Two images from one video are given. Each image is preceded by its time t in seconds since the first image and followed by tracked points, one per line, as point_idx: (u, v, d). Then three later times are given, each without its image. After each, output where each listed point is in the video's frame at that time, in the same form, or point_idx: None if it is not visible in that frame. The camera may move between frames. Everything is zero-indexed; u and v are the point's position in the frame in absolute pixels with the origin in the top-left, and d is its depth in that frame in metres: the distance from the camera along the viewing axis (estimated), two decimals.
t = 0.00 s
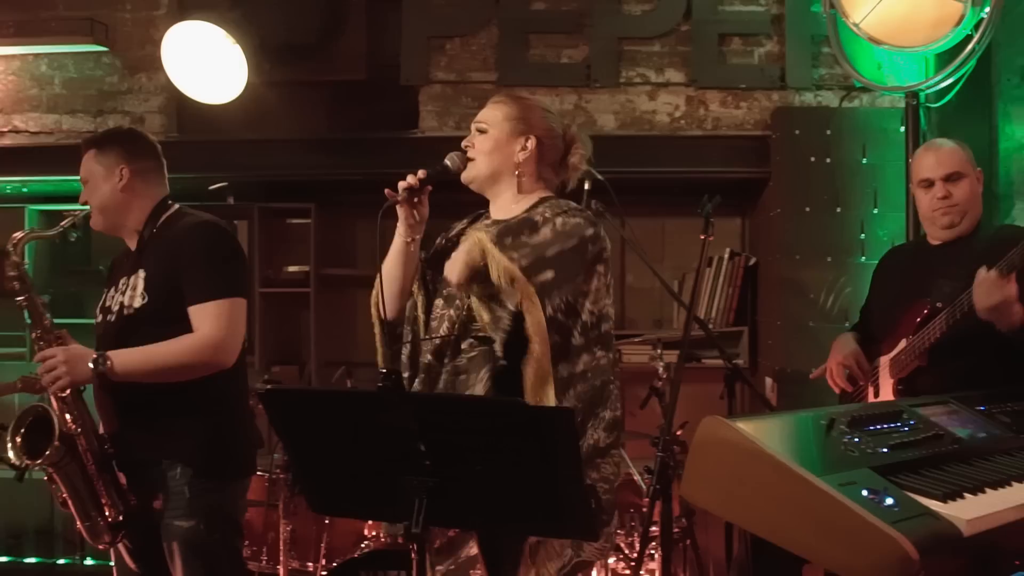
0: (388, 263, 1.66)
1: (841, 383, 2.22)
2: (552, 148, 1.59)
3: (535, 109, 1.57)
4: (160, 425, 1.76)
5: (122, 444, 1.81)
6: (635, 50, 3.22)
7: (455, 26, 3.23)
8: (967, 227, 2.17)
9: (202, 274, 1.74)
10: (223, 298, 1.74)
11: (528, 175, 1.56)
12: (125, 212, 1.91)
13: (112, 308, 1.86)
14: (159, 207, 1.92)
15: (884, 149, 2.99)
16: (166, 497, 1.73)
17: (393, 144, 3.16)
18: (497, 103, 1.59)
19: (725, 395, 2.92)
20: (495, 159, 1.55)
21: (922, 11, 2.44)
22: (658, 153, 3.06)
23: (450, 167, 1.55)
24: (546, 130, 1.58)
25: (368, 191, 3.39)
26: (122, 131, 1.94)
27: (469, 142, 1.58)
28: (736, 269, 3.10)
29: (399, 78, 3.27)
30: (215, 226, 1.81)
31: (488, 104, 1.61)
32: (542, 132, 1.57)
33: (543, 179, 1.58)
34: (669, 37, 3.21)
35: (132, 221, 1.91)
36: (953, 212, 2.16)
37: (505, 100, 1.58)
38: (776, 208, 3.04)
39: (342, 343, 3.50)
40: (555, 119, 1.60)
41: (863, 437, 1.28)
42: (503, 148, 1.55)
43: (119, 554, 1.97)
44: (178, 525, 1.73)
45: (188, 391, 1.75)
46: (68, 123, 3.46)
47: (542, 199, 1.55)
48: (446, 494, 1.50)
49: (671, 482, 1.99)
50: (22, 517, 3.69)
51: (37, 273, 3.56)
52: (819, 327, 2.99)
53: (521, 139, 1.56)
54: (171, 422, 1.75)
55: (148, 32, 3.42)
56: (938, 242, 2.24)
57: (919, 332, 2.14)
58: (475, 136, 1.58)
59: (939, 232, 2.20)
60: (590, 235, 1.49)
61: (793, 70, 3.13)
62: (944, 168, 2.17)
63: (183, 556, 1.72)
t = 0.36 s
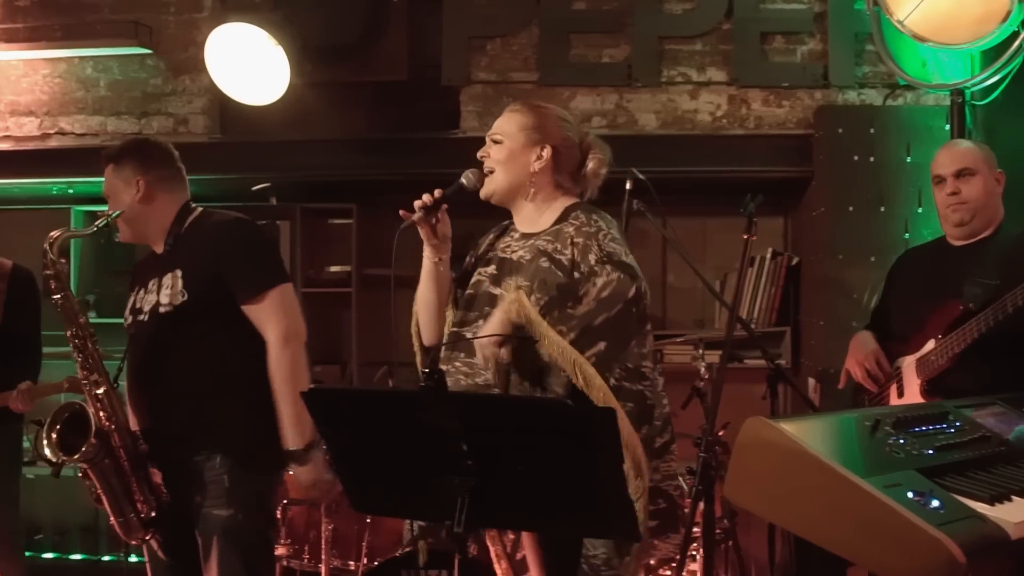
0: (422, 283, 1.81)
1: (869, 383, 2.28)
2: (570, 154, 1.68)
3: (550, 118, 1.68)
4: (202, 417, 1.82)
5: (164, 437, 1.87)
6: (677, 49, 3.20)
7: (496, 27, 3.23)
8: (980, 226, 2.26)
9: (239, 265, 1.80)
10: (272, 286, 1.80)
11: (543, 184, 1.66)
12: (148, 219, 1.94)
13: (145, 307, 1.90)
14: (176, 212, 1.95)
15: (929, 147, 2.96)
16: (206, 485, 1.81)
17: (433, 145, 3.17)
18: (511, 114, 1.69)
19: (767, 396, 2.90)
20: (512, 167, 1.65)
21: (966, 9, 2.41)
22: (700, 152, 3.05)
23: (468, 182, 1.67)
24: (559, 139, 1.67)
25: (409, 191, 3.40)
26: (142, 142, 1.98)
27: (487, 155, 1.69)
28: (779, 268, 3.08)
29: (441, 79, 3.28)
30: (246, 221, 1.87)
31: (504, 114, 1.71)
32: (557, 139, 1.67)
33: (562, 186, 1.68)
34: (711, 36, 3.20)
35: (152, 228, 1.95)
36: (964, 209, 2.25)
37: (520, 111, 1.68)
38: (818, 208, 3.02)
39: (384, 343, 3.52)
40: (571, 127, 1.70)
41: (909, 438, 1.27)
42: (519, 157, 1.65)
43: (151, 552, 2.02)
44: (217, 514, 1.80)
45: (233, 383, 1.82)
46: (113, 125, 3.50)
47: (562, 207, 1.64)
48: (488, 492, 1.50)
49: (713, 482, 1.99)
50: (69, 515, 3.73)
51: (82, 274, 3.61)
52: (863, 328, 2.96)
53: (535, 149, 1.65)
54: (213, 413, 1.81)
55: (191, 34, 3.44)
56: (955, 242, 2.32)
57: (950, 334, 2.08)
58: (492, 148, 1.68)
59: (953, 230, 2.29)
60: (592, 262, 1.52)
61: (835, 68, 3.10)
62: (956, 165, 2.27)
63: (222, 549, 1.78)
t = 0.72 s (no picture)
0: (462, 316, 1.79)
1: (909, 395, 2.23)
2: (586, 167, 1.70)
3: (560, 133, 1.68)
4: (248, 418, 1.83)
5: (208, 435, 1.88)
6: (716, 48, 3.19)
7: (535, 27, 3.23)
8: (1002, 229, 2.24)
9: (287, 267, 1.81)
10: (322, 286, 1.81)
11: (565, 202, 1.68)
12: (202, 217, 1.96)
13: (193, 307, 1.91)
14: (227, 213, 1.97)
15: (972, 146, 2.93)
16: (250, 486, 1.83)
17: (473, 145, 3.18)
18: (517, 139, 1.69)
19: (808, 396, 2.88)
20: (535, 194, 1.66)
21: (1009, 5, 2.38)
22: (739, 151, 3.04)
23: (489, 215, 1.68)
24: (569, 154, 1.68)
25: (448, 190, 3.41)
26: (197, 141, 1.99)
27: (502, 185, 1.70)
28: (819, 268, 3.07)
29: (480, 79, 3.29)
30: (294, 222, 1.89)
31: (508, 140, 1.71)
32: (570, 154, 1.68)
33: (584, 202, 1.70)
34: (751, 35, 3.18)
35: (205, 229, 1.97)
36: (986, 212, 2.25)
37: (528, 134, 1.69)
38: (859, 207, 3.00)
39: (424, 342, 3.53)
40: (580, 136, 1.72)
41: (953, 440, 1.25)
42: (539, 184, 1.66)
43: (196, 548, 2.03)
44: (261, 515, 1.81)
45: (279, 383, 1.84)
46: (155, 127, 3.54)
47: (592, 223, 1.67)
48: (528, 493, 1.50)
49: (754, 485, 1.98)
50: (113, 512, 3.78)
51: (126, 274, 3.64)
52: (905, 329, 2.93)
53: (551, 169, 1.67)
54: (258, 414, 1.83)
55: (232, 36, 3.47)
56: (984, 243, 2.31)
57: (1000, 339, 2.03)
58: (506, 178, 1.69)
59: (978, 232, 2.29)
60: (629, 287, 1.56)
61: (877, 66, 3.07)
62: (981, 165, 2.27)
63: (265, 544, 1.81)
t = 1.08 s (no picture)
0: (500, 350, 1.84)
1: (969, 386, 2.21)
2: (613, 199, 1.66)
3: (582, 171, 1.63)
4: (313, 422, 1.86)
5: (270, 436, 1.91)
6: (760, 46, 3.17)
7: (577, 27, 3.23)
8: None
9: (367, 272, 1.84)
10: (386, 296, 1.83)
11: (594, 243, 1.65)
12: (308, 208, 1.98)
13: (275, 301, 1.97)
14: (330, 205, 2.02)
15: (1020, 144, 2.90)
16: (310, 494, 1.84)
17: (514, 145, 3.19)
18: (536, 181, 1.64)
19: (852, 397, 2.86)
20: (568, 237, 1.62)
21: None
22: (782, 150, 3.04)
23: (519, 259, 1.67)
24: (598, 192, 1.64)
25: (490, 190, 3.41)
26: (303, 132, 2.00)
27: (530, 227, 1.65)
28: (864, 267, 3.05)
29: (522, 79, 3.29)
30: (373, 227, 1.92)
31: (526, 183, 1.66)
32: (600, 190, 1.64)
33: (614, 233, 1.67)
34: (794, 33, 3.16)
35: (315, 214, 1.99)
36: None
37: (553, 175, 1.63)
38: (904, 206, 2.98)
39: (466, 342, 3.54)
40: (601, 167, 1.67)
41: (1001, 440, 1.25)
42: (571, 226, 1.62)
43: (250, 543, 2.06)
44: (324, 522, 1.84)
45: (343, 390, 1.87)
46: (199, 128, 3.56)
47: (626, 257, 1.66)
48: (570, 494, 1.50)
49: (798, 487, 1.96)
50: (158, 509, 3.82)
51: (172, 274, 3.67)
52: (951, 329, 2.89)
53: (579, 211, 1.62)
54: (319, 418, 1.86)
55: (276, 38, 3.50)
56: None
57: None
58: (534, 221, 1.64)
59: None
60: (675, 327, 1.58)
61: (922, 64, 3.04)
62: None
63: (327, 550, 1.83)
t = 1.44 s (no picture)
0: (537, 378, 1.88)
1: None
2: (647, 232, 1.69)
3: (618, 208, 1.65)
4: (384, 423, 1.96)
5: (348, 440, 2.01)
6: (801, 45, 3.15)
7: (617, 26, 3.23)
8: None
9: (437, 272, 1.95)
10: (451, 301, 1.93)
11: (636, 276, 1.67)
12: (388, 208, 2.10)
13: (347, 303, 2.08)
14: (406, 205, 2.14)
15: None
16: (384, 496, 1.93)
17: (554, 144, 3.19)
18: (575, 219, 1.65)
19: (896, 398, 2.83)
20: (613, 272, 1.64)
21: None
22: (824, 149, 3.03)
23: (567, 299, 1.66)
24: (635, 227, 1.67)
25: (529, 189, 3.42)
26: (383, 131, 2.13)
27: (569, 266, 1.66)
28: (906, 267, 3.03)
29: (562, 79, 3.29)
30: (448, 229, 2.02)
31: (561, 222, 1.66)
32: (636, 224, 1.67)
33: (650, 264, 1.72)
34: (836, 31, 3.13)
35: (391, 215, 2.11)
36: None
37: (590, 215, 1.64)
38: (948, 206, 2.95)
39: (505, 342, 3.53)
40: (633, 200, 1.69)
41: None
42: (613, 262, 1.64)
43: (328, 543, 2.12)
44: (393, 525, 1.92)
45: (412, 395, 1.97)
46: (240, 129, 3.59)
47: (664, 286, 1.72)
48: (610, 493, 1.50)
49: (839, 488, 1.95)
50: (199, 508, 3.85)
51: (211, 276, 3.71)
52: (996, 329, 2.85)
53: (623, 245, 1.65)
54: (394, 419, 1.96)
55: (315, 39, 3.51)
56: None
57: None
58: (573, 261, 1.64)
59: None
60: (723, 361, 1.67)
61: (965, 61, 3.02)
62: None
63: (399, 551, 1.91)
